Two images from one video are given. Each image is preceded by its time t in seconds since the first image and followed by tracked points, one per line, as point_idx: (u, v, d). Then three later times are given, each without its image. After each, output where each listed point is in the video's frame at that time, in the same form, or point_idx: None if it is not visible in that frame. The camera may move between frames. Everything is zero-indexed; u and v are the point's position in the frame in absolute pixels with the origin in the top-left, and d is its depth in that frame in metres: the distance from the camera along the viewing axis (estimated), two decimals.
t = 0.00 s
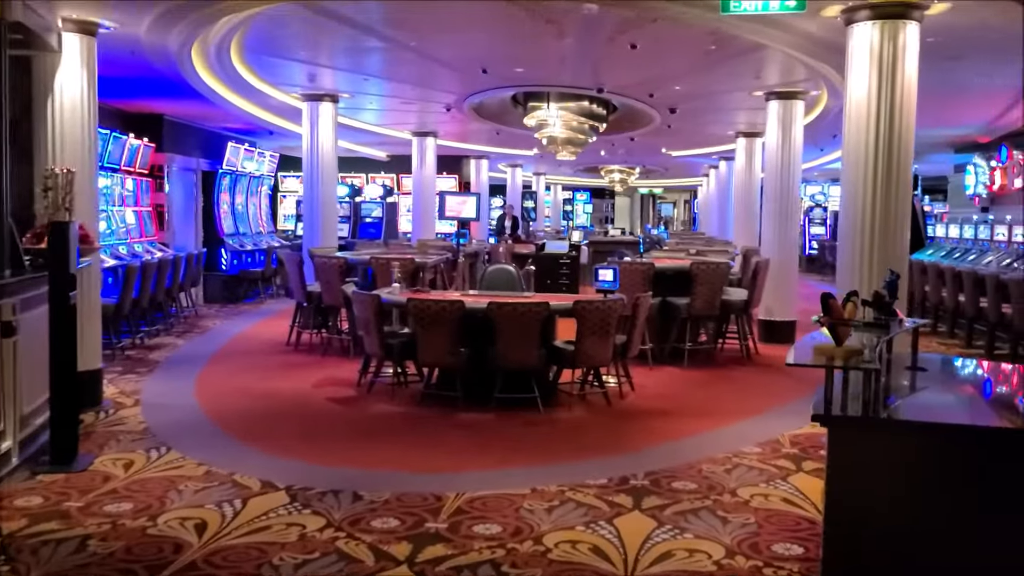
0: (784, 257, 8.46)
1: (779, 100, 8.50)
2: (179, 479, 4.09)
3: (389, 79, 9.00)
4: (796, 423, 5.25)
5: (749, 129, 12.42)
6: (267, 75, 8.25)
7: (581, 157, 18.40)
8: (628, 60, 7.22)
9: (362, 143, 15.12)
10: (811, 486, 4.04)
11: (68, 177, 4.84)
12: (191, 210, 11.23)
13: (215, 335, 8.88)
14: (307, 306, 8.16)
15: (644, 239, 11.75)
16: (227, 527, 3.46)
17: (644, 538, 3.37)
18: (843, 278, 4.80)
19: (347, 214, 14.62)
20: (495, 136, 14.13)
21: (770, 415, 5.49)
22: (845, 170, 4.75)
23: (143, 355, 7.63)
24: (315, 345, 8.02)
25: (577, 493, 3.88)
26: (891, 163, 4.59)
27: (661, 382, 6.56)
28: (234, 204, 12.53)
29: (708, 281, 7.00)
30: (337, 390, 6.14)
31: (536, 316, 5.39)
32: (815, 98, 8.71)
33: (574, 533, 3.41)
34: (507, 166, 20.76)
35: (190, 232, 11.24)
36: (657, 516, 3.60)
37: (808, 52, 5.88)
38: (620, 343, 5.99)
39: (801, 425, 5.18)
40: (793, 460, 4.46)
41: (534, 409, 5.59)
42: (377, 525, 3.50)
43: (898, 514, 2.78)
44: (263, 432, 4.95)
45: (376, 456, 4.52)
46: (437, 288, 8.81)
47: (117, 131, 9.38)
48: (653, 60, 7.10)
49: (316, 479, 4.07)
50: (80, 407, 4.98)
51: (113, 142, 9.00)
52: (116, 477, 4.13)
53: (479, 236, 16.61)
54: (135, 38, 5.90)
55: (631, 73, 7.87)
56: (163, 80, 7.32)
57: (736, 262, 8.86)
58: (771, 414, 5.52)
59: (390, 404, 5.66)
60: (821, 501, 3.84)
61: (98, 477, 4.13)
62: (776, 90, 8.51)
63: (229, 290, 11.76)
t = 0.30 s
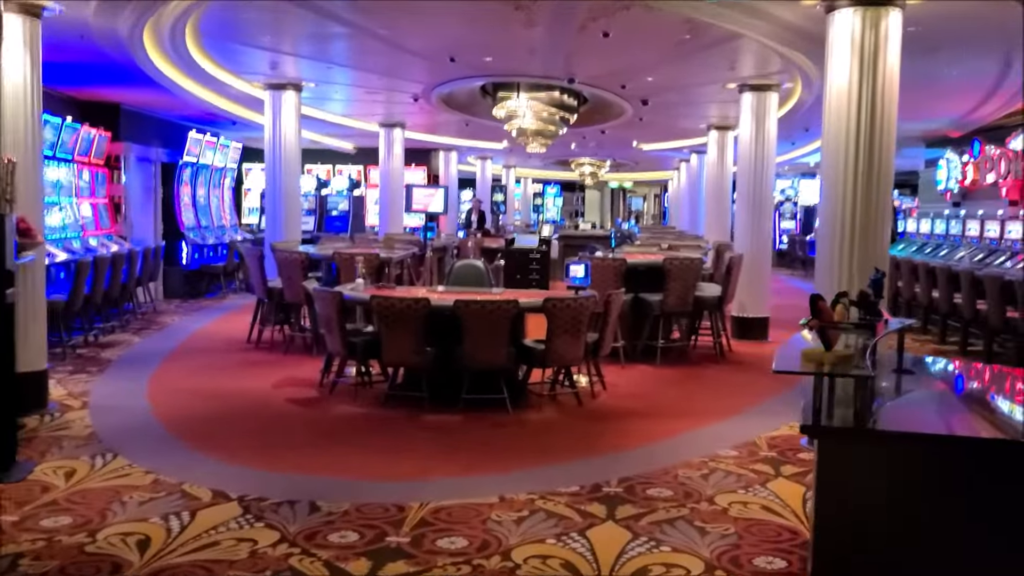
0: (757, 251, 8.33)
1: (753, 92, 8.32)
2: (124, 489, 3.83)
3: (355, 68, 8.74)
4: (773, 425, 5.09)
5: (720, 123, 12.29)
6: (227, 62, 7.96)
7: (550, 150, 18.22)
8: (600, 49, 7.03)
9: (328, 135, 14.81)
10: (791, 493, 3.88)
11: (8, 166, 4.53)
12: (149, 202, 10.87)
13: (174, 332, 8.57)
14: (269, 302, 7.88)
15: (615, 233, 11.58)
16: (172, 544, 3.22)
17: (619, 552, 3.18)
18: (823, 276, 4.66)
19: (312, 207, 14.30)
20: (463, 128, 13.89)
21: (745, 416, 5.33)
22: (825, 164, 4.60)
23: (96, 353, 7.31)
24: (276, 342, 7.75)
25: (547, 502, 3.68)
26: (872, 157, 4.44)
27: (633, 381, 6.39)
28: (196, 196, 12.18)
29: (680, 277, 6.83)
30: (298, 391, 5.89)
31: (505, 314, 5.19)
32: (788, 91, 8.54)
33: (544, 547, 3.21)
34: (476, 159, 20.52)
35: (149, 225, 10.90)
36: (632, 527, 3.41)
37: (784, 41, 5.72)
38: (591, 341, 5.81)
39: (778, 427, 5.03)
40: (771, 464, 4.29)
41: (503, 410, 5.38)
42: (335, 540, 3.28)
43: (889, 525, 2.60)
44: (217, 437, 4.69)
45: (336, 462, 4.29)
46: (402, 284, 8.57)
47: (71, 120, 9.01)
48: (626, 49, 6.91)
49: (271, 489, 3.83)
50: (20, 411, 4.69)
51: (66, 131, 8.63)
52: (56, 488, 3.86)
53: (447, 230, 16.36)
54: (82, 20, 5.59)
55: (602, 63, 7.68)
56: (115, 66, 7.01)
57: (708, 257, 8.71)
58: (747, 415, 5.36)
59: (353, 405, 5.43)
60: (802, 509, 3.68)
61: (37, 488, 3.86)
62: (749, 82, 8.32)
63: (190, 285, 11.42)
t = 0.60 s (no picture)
0: (737, 258, 8.19)
1: (732, 98, 8.16)
2: (75, 517, 3.57)
3: (325, 72, 8.51)
4: (759, 439, 4.91)
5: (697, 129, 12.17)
6: (192, 65, 7.70)
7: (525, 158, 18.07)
8: (578, 52, 6.87)
9: (299, 141, 14.54)
10: (783, 513, 3.69)
11: None
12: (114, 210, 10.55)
13: (138, 345, 8.26)
14: (236, 313, 7.61)
15: (592, 240, 11.41)
16: None
17: None
18: (811, 293, 4.48)
19: (283, 215, 14.01)
20: (437, 134, 13.69)
21: (730, 430, 5.15)
22: (813, 175, 4.44)
23: (54, 367, 7.00)
24: (244, 355, 7.48)
25: (528, 526, 3.47)
26: (862, 166, 4.28)
27: (614, 393, 6.20)
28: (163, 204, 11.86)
29: (661, 286, 6.66)
30: (265, 407, 5.64)
31: (482, 325, 4.98)
32: (767, 96, 8.38)
33: None
34: (450, 167, 20.31)
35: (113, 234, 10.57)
36: (618, 553, 3.21)
37: (766, 43, 5.59)
38: (571, 353, 5.61)
39: (765, 441, 4.85)
40: (761, 482, 4.11)
41: (480, 425, 5.17)
42: (301, 571, 3.04)
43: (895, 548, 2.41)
44: (178, 458, 4.43)
45: (304, 484, 4.05)
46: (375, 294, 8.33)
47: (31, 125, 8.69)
48: (604, 51, 6.75)
49: (233, 515, 3.59)
50: None
51: (26, 137, 8.31)
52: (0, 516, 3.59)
53: (422, 239, 16.12)
54: (37, 18, 5.33)
55: (580, 66, 7.51)
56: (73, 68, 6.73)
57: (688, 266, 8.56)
58: (732, 428, 5.18)
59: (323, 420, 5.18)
60: (796, 531, 3.49)
61: None
62: (728, 88, 8.16)
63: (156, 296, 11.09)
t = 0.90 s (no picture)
0: (717, 271, 8.06)
1: (710, 107, 8.00)
2: (17, 557, 3.29)
3: (294, 81, 8.27)
4: (746, 460, 4.72)
5: (672, 140, 12.05)
6: (153, 73, 7.42)
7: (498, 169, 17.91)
8: (554, 58, 6.69)
9: (267, 153, 14.23)
10: (777, 542, 3.50)
11: None
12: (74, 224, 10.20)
13: (96, 364, 7.93)
14: (200, 331, 7.32)
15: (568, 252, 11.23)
16: None
17: None
18: (801, 315, 4.29)
19: (251, 228, 13.69)
20: (409, 145, 13.47)
21: (716, 451, 4.96)
22: (802, 191, 4.26)
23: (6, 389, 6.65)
24: (209, 374, 7.18)
25: (508, 561, 3.25)
26: (851, 180, 4.12)
27: (594, 411, 5.99)
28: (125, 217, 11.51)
29: (641, 300, 6.48)
30: (230, 430, 5.36)
31: (457, 343, 4.76)
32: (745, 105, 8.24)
33: None
34: (422, 179, 20.07)
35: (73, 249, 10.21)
36: None
37: (748, 49, 5.45)
38: (550, 371, 5.40)
39: (754, 462, 4.66)
40: (751, 508, 3.92)
41: (455, 448, 4.93)
42: None
43: None
44: (134, 488, 4.16)
45: (270, 518, 3.80)
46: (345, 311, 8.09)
47: None
48: (581, 58, 6.58)
49: (190, 553, 3.33)
50: None
51: None
52: None
53: (394, 252, 15.86)
54: None
55: (556, 74, 7.33)
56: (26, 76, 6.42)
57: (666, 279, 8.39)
58: (718, 449, 4.99)
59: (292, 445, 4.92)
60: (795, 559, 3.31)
61: None
62: (706, 97, 8.00)
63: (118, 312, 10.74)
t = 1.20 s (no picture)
0: (708, 279, 7.87)
1: (700, 112, 7.82)
2: None
3: (273, 85, 8.04)
4: (745, 476, 4.52)
5: (660, 146, 11.87)
6: (126, 77, 7.18)
7: (483, 176, 17.71)
8: (541, 61, 6.50)
9: (248, 160, 13.97)
10: (783, 565, 3.30)
11: None
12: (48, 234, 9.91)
13: (69, 379, 7.65)
14: (176, 344, 7.06)
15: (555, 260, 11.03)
16: None
17: None
18: (802, 328, 4.07)
19: (232, 237, 13.42)
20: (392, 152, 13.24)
21: (713, 467, 4.76)
22: (802, 198, 4.04)
23: None
24: (185, 389, 6.92)
25: None
26: (856, 187, 3.90)
27: (584, 425, 5.77)
28: (101, 227, 11.22)
29: (633, 309, 6.27)
30: (205, 448, 5.11)
31: (443, 356, 4.54)
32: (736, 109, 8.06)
33: None
34: (407, 187, 19.86)
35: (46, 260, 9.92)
36: None
37: (743, 49, 5.27)
38: (539, 385, 5.19)
39: (753, 479, 4.46)
40: (754, 530, 3.71)
41: (441, 467, 4.70)
42: None
43: None
44: (98, 514, 3.91)
45: (244, 545, 3.57)
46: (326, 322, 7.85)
47: None
48: (568, 61, 6.40)
49: None
50: None
51: None
52: None
53: (378, 261, 15.61)
54: None
55: (544, 77, 7.14)
56: None
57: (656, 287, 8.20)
58: (714, 465, 4.79)
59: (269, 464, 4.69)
60: None
61: None
62: (696, 101, 7.82)
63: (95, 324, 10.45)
